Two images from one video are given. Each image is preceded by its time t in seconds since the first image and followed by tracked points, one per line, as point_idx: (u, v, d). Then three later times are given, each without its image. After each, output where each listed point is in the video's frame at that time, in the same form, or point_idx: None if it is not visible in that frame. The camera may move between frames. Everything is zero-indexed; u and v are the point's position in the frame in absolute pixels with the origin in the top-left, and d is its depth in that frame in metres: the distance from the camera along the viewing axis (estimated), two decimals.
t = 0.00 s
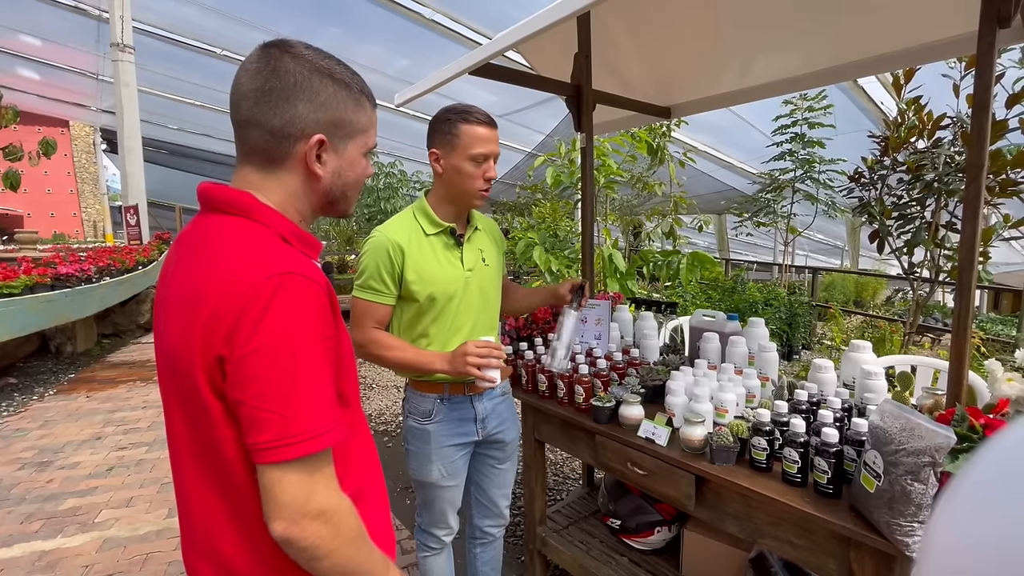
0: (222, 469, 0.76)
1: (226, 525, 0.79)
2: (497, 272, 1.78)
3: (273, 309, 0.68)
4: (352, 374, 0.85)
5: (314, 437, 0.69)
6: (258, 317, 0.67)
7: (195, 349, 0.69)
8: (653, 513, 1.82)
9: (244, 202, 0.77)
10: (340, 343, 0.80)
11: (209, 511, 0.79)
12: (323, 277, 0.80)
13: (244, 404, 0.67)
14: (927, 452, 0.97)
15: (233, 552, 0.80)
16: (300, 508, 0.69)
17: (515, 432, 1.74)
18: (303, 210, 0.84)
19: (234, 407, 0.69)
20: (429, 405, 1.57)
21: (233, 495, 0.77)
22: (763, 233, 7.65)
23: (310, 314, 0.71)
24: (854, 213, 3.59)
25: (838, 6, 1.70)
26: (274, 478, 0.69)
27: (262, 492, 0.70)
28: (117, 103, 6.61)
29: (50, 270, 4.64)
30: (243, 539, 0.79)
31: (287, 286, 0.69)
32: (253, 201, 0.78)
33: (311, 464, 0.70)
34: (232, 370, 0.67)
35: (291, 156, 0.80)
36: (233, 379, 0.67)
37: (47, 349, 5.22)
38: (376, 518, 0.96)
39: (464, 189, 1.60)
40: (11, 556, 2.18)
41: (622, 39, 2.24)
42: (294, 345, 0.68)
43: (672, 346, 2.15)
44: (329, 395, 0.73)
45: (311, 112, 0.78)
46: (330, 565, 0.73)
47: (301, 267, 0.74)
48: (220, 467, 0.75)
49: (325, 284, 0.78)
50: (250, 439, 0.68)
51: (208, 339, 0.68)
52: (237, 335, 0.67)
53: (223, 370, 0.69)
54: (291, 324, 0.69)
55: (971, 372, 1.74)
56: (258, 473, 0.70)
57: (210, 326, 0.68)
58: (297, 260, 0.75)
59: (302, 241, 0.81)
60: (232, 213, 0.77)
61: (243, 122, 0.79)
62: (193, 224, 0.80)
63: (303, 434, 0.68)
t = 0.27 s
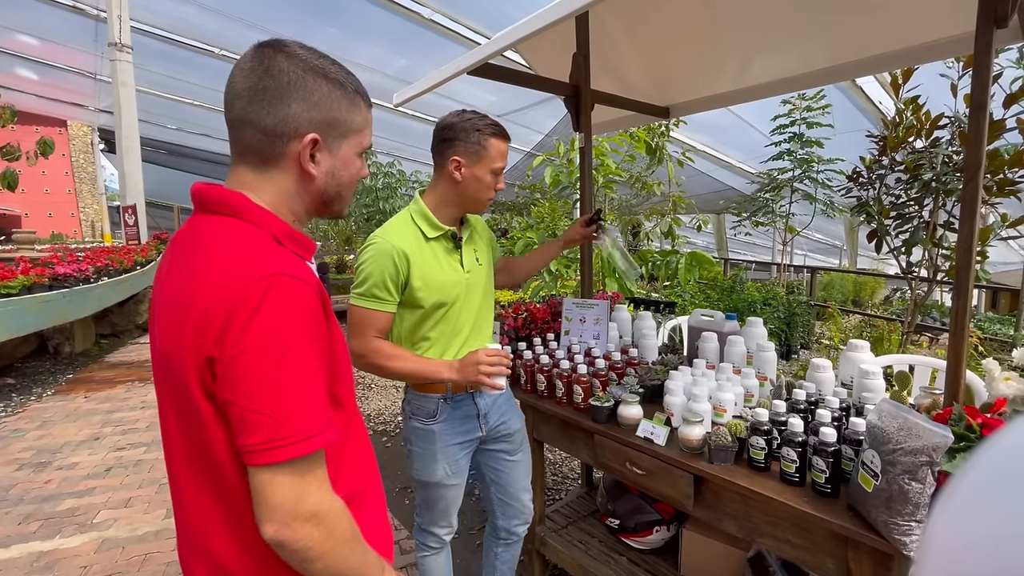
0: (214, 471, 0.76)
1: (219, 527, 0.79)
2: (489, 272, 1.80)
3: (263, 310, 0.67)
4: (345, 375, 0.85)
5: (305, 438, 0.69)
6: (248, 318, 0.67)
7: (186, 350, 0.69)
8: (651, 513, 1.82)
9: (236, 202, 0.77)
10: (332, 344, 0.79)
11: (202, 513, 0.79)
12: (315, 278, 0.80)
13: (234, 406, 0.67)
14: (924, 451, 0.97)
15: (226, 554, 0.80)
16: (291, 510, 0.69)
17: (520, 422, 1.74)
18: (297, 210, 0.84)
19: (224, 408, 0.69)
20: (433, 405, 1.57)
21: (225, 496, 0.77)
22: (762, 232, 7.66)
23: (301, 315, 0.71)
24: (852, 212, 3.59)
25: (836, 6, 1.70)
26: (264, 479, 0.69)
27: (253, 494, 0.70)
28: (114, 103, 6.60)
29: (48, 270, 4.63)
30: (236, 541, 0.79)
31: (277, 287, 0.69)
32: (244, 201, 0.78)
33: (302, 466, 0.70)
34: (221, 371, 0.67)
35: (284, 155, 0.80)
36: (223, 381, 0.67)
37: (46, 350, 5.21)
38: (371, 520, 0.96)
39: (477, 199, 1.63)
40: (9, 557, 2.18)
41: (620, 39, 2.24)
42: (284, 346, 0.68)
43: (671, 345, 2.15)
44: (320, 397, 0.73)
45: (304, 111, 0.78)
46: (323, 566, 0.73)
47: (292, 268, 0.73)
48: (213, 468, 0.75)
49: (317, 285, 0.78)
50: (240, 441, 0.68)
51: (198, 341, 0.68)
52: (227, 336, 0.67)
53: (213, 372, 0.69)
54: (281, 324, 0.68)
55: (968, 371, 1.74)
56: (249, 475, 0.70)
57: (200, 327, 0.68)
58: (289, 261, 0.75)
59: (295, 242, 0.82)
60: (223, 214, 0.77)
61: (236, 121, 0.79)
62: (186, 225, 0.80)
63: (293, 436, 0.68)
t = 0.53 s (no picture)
0: (212, 474, 0.75)
1: (218, 530, 0.79)
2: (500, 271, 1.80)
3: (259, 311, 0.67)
4: (342, 375, 0.85)
5: (303, 439, 0.69)
6: (244, 320, 0.67)
7: (181, 352, 0.69)
8: (650, 512, 1.82)
9: (230, 203, 0.77)
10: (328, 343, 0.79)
11: (202, 517, 0.79)
12: (311, 278, 0.80)
13: (231, 408, 0.67)
14: (923, 450, 0.97)
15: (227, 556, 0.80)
16: (290, 512, 0.69)
17: (528, 425, 1.75)
18: (291, 209, 0.84)
19: (220, 411, 0.69)
20: (447, 404, 1.55)
21: (223, 499, 0.77)
22: (760, 231, 7.67)
23: (297, 316, 0.71)
24: (850, 211, 3.59)
25: (834, 5, 1.70)
26: (263, 482, 0.68)
27: (252, 496, 0.70)
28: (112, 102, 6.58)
29: (46, 270, 4.62)
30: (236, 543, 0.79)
31: (272, 287, 0.69)
32: (239, 201, 0.77)
33: (302, 467, 0.70)
34: (217, 373, 0.67)
35: (278, 153, 0.80)
36: (219, 383, 0.67)
37: (43, 350, 5.20)
38: (372, 519, 0.96)
39: (493, 198, 1.64)
40: (7, 558, 2.17)
41: (619, 38, 2.24)
42: (280, 348, 0.68)
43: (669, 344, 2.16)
44: (318, 397, 0.73)
45: (296, 108, 0.78)
46: (323, 567, 0.73)
47: (286, 268, 0.73)
48: (210, 472, 0.75)
49: (313, 284, 0.78)
50: (238, 443, 0.67)
51: (193, 343, 0.68)
52: (223, 338, 0.66)
53: (209, 374, 0.69)
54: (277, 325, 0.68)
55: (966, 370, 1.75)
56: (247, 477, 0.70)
57: (195, 329, 0.67)
58: (284, 261, 0.75)
59: (290, 242, 0.81)
60: (218, 215, 0.76)
61: (228, 118, 0.79)
62: (179, 226, 0.80)
63: (291, 437, 0.68)
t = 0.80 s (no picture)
0: (206, 477, 0.75)
1: (214, 533, 0.79)
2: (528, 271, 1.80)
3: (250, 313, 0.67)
4: (338, 376, 0.84)
5: (298, 442, 0.69)
6: (235, 322, 0.66)
7: (172, 356, 0.68)
8: (649, 510, 1.82)
9: (222, 202, 0.76)
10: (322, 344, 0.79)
11: (197, 519, 0.79)
12: (304, 278, 0.80)
13: (223, 412, 0.67)
14: (921, 449, 0.97)
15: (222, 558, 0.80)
16: (285, 516, 0.69)
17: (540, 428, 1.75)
18: (281, 206, 0.84)
19: (213, 414, 0.69)
20: (464, 396, 1.56)
21: (217, 502, 0.76)
22: (758, 230, 7.68)
23: (290, 316, 0.71)
24: (848, 210, 3.60)
25: (833, 5, 1.70)
26: (257, 484, 0.68)
27: (246, 499, 0.69)
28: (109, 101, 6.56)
29: (43, 269, 4.59)
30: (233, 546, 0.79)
31: (263, 288, 0.69)
32: (231, 201, 0.77)
33: (297, 470, 0.70)
34: (208, 377, 0.66)
35: (260, 146, 0.80)
36: (210, 386, 0.67)
37: (41, 349, 5.18)
38: (371, 519, 0.97)
39: (525, 198, 1.65)
40: (4, 557, 2.17)
41: (618, 36, 2.23)
42: (272, 350, 0.68)
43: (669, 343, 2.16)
44: (313, 399, 0.73)
45: (279, 100, 0.78)
46: (320, 569, 0.73)
47: (278, 269, 0.73)
48: (205, 477, 0.75)
49: (306, 285, 0.77)
50: (231, 447, 0.67)
51: (184, 346, 0.67)
52: (213, 341, 0.66)
53: (201, 377, 0.68)
54: (269, 327, 0.68)
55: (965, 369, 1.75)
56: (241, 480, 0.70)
57: (185, 332, 0.67)
58: (276, 262, 0.74)
59: (284, 242, 0.81)
60: (210, 217, 0.76)
61: (214, 112, 0.80)
62: (172, 226, 0.79)
63: (285, 440, 0.68)
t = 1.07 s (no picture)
0: (191, 479, 0.75)
1: (199, 534, 0.78)
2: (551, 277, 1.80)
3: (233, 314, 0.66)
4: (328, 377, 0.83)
5: (279, 447, 0.68)
6: (216, 322, 0.65)
7: (155, 356, 0.68)
8: (647, 509, 1.82)
9: (212, 200, 0.76)
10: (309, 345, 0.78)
11: (183, 519, 0.79)
12: (294, 278, 0.78)
13: (204, 414, 0.66)
14: (919, 447, 0.97)
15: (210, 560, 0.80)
16: (267, 521, 0.69)
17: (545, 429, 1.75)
18: (274, 203, 0.84)
19: (195, 416, 0.68)
20: (476, 386, 1.56)
21: (202, 504, 0.76)
22: (757, 229, 7.69)
23: (275, 317, 0.70)
24: (847, 209, 3.61)
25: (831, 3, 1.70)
26: (239, 489, 0.68)
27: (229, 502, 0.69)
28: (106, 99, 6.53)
29: (40, 268, 4.57)
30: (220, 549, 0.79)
31: (246, 288, 0.68)
32: (221, 198, 0.77)
33: (280, 475, 0.69)
34: (189, 378, 0.66)
35: (253, 141, 0.79)
36: (191, 387, 0.66)
37: (38, 348, 5.17)
38: (364, 520, 0.96)
39: (558, 206, 1.65)
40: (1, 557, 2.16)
41: (616, 34, 2.22)
42: (254, 353, 0.66)
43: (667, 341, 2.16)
44: (297, 402, 0.72)
45: (270, 92, 0.78)
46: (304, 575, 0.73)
47: (264, 269, 0.72)
48: (190, 478, 0.75)
49: (295, 284, 0.76)
50: (213, 450, 0.67)
51: (167, 347, 0.67)
52: (194, 341, 0.65)
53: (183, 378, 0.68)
54: (251, 328, 0.67)
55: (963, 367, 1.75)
56: (223, 484, 0.69)
57: (167, 330, 0.67)
58: (263, 261, 0.73)
59: (277, 240, 0.81)
60: (200, 215, 0.76)
61: (207, 106, 0.80)
62: (163, 223, 0.79)
63: (267, 444, 0.67)
